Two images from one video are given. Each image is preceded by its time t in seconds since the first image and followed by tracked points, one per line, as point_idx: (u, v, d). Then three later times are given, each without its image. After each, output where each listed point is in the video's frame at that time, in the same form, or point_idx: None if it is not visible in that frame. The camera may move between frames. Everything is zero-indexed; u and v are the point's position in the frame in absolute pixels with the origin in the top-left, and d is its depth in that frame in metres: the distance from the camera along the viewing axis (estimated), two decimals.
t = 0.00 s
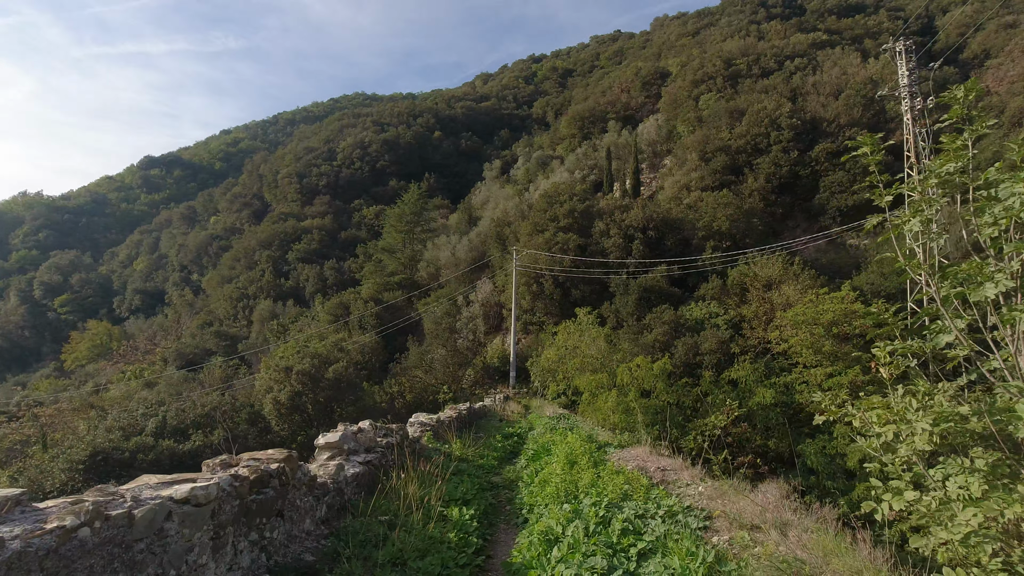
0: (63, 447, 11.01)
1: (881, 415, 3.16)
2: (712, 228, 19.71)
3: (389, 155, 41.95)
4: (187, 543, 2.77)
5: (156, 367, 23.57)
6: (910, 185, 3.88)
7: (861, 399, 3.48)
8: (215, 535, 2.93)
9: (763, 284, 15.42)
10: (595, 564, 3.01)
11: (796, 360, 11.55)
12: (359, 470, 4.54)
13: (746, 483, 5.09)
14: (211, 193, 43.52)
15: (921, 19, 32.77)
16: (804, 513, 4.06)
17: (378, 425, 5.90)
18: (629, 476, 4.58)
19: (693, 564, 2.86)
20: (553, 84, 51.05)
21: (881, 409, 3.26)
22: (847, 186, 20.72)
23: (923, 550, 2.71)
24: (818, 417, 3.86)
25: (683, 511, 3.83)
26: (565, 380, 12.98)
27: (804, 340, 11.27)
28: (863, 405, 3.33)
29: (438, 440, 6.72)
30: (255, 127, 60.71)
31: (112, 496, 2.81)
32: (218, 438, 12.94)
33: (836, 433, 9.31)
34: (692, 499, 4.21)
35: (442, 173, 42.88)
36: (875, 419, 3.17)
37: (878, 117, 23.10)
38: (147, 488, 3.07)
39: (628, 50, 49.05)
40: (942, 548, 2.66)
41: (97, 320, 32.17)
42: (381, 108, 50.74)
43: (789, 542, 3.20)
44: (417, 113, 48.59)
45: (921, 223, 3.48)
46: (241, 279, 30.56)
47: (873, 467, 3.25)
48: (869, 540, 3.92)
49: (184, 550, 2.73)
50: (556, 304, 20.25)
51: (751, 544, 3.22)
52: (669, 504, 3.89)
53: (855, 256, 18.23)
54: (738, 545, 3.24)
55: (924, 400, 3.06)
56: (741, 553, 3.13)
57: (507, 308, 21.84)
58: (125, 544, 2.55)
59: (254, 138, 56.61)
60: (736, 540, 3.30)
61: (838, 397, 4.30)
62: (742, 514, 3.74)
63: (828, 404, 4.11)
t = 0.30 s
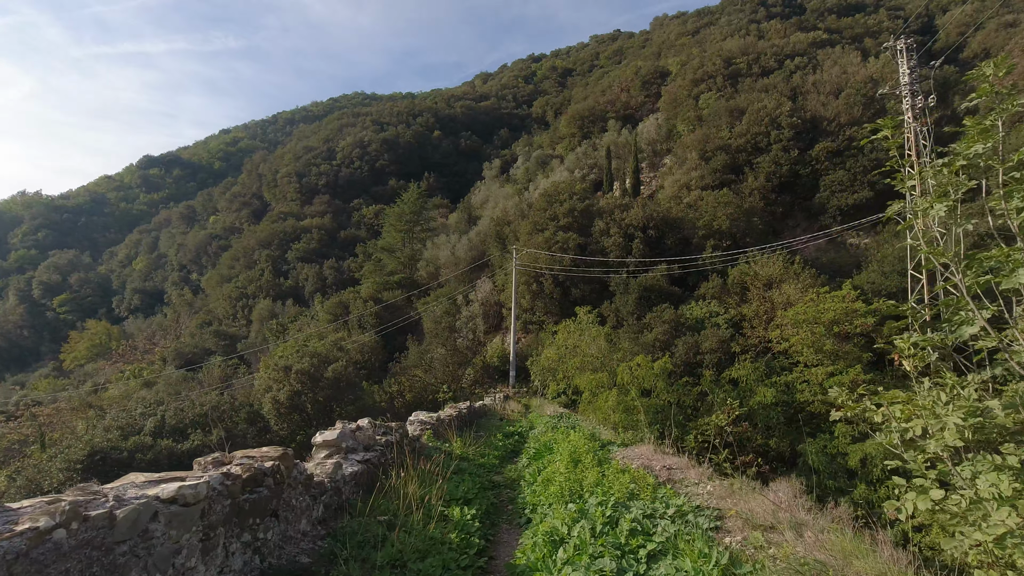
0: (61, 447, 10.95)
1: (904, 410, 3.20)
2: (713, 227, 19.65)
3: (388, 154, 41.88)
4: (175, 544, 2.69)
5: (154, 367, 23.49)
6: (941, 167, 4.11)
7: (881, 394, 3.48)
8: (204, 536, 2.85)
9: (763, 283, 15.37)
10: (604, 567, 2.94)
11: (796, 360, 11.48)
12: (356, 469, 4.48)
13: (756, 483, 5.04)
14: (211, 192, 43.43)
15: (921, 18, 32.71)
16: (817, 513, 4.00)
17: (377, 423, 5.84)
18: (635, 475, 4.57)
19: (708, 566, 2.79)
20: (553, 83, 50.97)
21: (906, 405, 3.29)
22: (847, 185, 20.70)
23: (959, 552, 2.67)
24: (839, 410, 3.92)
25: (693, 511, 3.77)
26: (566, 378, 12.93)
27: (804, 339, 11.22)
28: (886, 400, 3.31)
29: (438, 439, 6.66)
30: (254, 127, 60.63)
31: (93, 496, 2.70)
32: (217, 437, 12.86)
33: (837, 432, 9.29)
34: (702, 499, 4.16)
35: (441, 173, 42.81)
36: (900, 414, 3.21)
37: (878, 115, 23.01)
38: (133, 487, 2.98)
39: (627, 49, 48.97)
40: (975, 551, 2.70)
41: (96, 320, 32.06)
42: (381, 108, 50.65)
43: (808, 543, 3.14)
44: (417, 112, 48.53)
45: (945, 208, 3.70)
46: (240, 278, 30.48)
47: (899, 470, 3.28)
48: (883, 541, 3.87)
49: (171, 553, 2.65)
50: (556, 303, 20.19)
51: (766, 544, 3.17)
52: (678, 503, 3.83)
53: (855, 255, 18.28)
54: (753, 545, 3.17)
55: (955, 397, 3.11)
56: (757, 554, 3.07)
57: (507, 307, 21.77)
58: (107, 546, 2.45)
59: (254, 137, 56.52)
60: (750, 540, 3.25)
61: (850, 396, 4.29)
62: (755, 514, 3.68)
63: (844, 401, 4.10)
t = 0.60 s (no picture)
0: (58, 446, 10.87)
1: (926, 409, 3.11)
2: (712, 227, 19.59)
3: (387, 153, 41.81)
4: (154, 554, 2.63)
5: (153, 367, 23.41)
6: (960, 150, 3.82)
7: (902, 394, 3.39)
8: (187, 544, 2.79)
9: (764, 282, 15.31)
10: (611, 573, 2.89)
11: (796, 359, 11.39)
12: (352, 471, 4.43)
13: (762, 484, 4.99)
14: (210, 191, 43.33)
15: (920, 17, 32.69)
16: (828, 517, 3.95)
17: (374, 423, 5.78)
18: (639, 477, 4.52)
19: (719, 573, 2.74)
20: (552, 83, 50.95)
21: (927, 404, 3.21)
22: (847, 184, 20.68)
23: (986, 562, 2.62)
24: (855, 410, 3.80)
25: (701, 514, 3.71)
26: (565, 378, 12.87)
27: (805, 338, 11.11)
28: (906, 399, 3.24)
29: (436, 439, 6.60)
30: (253, 126, 60.54)
31: (65, 505, 2.62)
32: (216, 437, 12.79)
33: (837, 432, 9.25)
34: (710, 503, 4.10)
35: (440, 171, 42.74)
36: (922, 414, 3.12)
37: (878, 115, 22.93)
38: (112, 493, 2.90)
39: (627, 49, 48.93)
40: (1007, 560, 2.64)
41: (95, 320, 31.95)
42: (380, 107, 50.59)
43: (823, 549, 3.09)
44: (416, 111, 48.46)
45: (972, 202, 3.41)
46: (239, 278, 30.41)
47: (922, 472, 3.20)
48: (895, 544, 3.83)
49: (150, 563, 2.59)
50: (555, 302, 20.13)
51: (779, 552, 3.13)
52: (685, 506, 3.77)
53: (854, 254, 18.30)
54: (765, 553, 3.13)
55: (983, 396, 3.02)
56: (769, 562, 3.04)
57: (507, 306, 21.70)
58: (77, 559, 2.38)
59: (252, 136, 56.43)
60: (762, 545, 3.24)
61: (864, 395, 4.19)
62: (767, 519, 3.62)
63: (860, 400, 3.99)
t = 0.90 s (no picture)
0: (54, 447, 10.79)
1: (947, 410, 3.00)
2: (711, 226, 19.49)
3: (386, 153, 41.70)
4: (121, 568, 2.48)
5: (150, 367, 23.30)
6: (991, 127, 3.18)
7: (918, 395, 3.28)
8: (157, 555, 2.66)
9: (763, 282, 15.23)
10: None
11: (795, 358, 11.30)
12: (343, 475, 4.35)
13: (770, 489, 4.94)
14: (207, 191, 43.19)
15: (919, 17, 32.63)
16: (839, 524, 3.88)
17: (369, 425, 5.71)
18: (641, 481, 4.44)
19: None
20: (551, 82, 50.88)
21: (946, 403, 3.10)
22: (847, 183, 20.61)
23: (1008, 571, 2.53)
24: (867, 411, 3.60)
25: (708, 522, 3.61)
26: (563, 378, 12.80)
27: (804, 337, 10.96)
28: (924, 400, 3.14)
29: (433, 441, 6.52)
30: (252, 125, 60.45)
31: (16, 520, 2.46)
32: (213, 438, 12.69)
33: (836, 432, 9.18)
34: (717, 508, 4.03)
35: (439, 171, 42.64)
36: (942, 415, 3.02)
37: (877, 114, 22.86)
38: (71, 506, 2.73)
39: (625, 48, 48.86)
40: None
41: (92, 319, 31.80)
42: (378, 106, 50.50)
43: (838, 559, 3.01)
44: (415, 110, 48.34)
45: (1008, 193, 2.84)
46: (237, 277, 30.30)
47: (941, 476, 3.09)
48: (905, 550, 3.77)
49: None
50: (554, 302, 20.05)
51: (792, 563, 3.04)
52: (692, 513, 3.67)
53: (853, 253, 18.27)
54: (778, 565, 3.04)
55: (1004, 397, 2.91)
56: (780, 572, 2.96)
57: (505, 305, 21.62)
58: None
59: (251, 136, 56.31)
60: (773, 555, 3.17)
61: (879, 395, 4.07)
62: (777, 527, 3.53)
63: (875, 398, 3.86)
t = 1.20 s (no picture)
0: (49, 448, 10.70)
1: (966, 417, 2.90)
2: (710, 225, 19.41)
3: (384, 152, 41.58)
4: None
5: (146, 367, 23.19)
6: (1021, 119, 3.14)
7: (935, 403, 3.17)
8: None
9: (762, 282, 15.15)
10: None
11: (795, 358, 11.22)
12: (332, 482, 4.24)
13: (780, 496, 4.88)
14: (205, 191, 43.05)
15: (918, 16, 32.59)
16: (854, 535, 3.81)
17: (362, 428, 5.63)
18: (642, 488, 4.37)
19: None
20: (549, 82, 50.82)
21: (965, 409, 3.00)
22: (845, 183, 20.56)
23: None
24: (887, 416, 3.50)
25: (715, 532, 3.53)
26: (562, 379, 12.74)
27: (804, 337, 10.85)
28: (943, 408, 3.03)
29: (428, 443, 6.44)
30: (249, 125, 60.30)
31: None
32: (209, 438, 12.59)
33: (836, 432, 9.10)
34: (723, 518, 3.97)
35: (437, 170, 42.54)
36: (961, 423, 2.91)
37: (876, 113, 22.81)
38: (24, 518, 2.49)
39: (623, 48, 48.78)
40: None
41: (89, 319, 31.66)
42: (377, 106, 50.41)
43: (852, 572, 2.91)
44: (413, 110, 48.25)
45: None
46: (234, 277, 30.19)
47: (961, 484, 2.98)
48: (922, 561, 3.70)
49: None
50: (552, 302, 19.99)
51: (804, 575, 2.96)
52: (698, 523, 3.61)
53: (852, 254, 18.22)
54: None
55: None
56: None
57: (503, 306, 21.55)
58: None
59: (249, 135, 56.18)
60: (784, 568, 3.08)
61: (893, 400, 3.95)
62: (788, 538, 3.47)
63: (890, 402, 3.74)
